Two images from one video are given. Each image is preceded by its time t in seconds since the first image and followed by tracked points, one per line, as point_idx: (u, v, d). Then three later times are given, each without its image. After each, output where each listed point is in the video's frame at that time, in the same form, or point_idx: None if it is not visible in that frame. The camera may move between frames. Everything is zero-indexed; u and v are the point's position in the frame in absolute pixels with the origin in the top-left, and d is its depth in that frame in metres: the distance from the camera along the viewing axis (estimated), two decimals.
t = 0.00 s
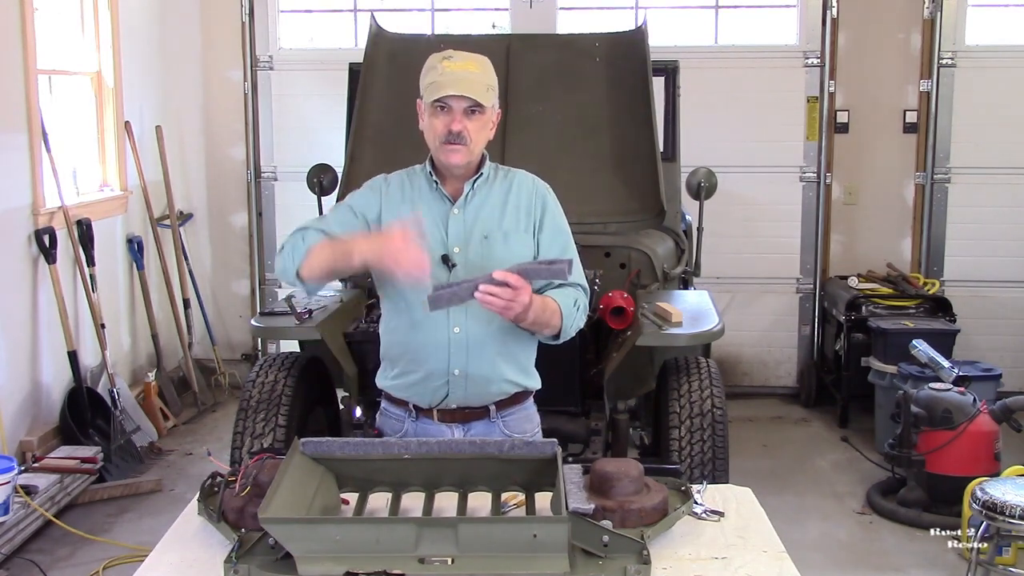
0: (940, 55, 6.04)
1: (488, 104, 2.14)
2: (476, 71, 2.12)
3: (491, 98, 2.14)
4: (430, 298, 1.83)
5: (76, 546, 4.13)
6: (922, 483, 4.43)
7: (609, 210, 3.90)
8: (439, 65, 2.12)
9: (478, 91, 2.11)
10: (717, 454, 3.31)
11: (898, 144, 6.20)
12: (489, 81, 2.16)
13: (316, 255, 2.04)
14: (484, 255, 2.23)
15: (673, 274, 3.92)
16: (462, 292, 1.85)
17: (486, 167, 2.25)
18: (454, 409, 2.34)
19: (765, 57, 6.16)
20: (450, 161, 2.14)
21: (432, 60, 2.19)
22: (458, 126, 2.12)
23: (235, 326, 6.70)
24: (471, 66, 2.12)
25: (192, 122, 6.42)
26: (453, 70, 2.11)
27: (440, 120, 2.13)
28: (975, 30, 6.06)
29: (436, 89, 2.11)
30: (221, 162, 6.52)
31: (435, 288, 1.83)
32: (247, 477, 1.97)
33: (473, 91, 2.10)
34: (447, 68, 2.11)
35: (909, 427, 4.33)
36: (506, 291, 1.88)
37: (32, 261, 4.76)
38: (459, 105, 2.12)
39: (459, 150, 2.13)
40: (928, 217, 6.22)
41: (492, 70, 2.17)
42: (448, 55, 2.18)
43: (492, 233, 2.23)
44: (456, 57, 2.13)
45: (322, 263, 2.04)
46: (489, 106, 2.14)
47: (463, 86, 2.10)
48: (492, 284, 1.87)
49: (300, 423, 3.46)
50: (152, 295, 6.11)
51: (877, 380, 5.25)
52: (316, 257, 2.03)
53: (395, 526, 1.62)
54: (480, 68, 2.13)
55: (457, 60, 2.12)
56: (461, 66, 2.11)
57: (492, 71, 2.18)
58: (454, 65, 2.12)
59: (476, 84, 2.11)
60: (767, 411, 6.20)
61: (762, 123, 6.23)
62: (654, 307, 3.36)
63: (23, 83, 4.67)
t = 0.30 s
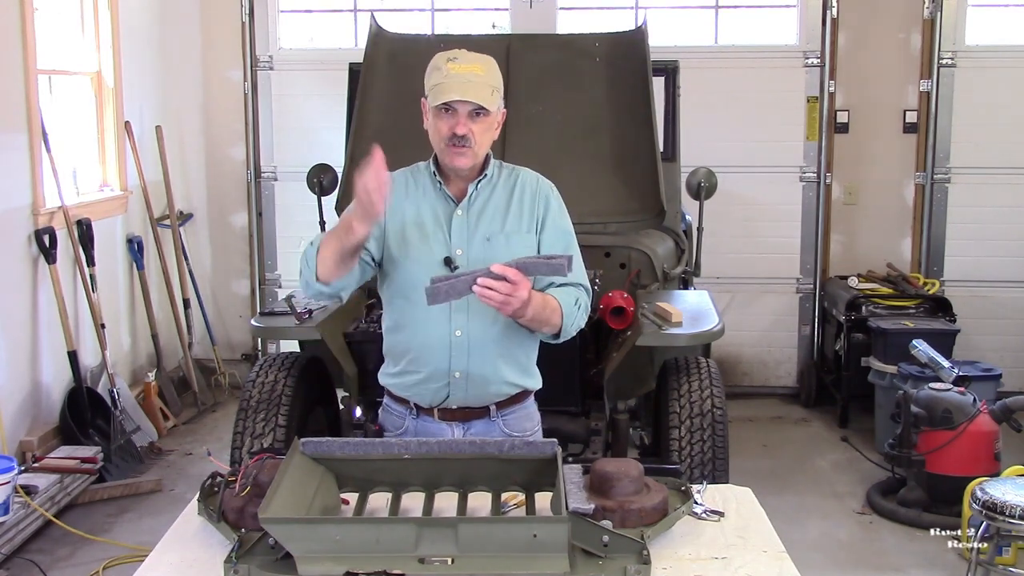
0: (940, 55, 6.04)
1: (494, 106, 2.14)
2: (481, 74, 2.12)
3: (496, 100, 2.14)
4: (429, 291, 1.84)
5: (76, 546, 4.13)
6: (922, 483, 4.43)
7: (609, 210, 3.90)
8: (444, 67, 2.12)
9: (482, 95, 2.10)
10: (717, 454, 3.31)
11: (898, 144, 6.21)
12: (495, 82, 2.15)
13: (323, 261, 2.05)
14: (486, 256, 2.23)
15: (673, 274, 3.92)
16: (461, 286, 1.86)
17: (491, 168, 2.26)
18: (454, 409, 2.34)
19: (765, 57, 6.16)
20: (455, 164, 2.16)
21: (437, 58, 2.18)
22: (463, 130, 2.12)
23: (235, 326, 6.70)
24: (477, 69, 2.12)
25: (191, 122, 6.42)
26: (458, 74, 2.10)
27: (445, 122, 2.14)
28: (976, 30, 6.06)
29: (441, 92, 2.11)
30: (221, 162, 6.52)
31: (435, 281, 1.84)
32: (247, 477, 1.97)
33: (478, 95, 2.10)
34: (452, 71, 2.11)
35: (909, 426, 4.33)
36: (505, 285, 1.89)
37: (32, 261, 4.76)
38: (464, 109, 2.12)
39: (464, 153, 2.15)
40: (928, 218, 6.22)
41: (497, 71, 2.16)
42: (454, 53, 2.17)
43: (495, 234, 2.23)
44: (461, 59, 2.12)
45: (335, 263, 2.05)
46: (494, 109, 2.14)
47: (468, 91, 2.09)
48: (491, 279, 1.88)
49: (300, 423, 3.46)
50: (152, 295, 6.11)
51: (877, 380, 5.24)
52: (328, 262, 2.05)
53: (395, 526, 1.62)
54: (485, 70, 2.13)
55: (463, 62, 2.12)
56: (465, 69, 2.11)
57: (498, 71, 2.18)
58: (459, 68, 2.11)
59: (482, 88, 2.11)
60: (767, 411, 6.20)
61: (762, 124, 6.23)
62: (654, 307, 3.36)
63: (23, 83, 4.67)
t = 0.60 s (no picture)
0: (940, 55, 6.04)
1: (494, 110, 2.14)
2: (482, 77, 2.12)
3: (497, 103, 2.14)
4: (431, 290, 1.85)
5: (75, 546, 4.13)
6: (922, 483, 4.43)
7: (609, 209, 3.89)
8: (445, 70, 2.12)
9: (483, 99, 2.10)
10: (717, 454, 3.31)
11: (898, 144, 6.21)
12: (495, 84, 2.15)
13: (335, 291, 2.08)
14: (488, 258, 2.24)
15: (673, 274, 3.92)
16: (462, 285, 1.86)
17: (491, 170, 2.25)
18: (459, 411, 2.34)
19: (765, 57, 6.16)
20: (455, 169, 2.16)
21: (438, 61, 2.18)
22: (464, 134, 2.12)
23: (235, 326, 6.70)
24: (477, 72, 2.12)
25: (191, 122, 6.42)
26: (460, 77, 2.10)
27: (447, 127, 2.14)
28: (976, 30, 6.06)
29: (442, 96, 2.11)
30: (221, 162, 6.52)
31: (436, 281, 1.86)
32: (247, 477, 1.97)
33: (478, 99, 2.10)
34: (453, 74, 2.11)
35: (909, 427, 4.33)
36: (507, 284, 1.88)
37: (32, 261, 4.76)
38: (465, 112, 2.12)
39: (465, 157, 2.14)
40: (928, 218, 6.22)
41: (498, 74, 2.16)
42: (455, 55, 2.17)
43: (496, 236, 2.24)
44: (462, 62, 2.12)
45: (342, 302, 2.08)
46: (495, 112, 2.14)
47: (469, 95, 2.09)
48: (493, 277, 1.88)
49: (300, 423, 3.46)
50: (152, 295, 6.11)
51: (877, 380, 5.24)
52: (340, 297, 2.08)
53: (395, 526, 1.62)
54: (486, 74, 2.12)
55: (463, 65, 2.12)
56: (466, 73, 2.11)
57: (499, 73, 2.18)
58: (460, 71, 2.11)
59: (482, 92, 2.10)
60: (767, 411, 6.20)
61: (762, 124, 6.23)
62: (654, 307, 3.36)
63: (23, 83, 4.67)
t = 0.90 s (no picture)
0: (940, 55, 6.04)
1: (494, 111, 2.14)
2: (482, 79, 2.12)
3: (497, 105, 2.14)
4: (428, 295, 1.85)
5: (75, 546, 4.13)
6: (922, 483, 4.43)
7: (609, 209, 3.89)
8: (445, 72, 2.12)
9: (482, 101, 2.10)
10: (717, 454, 3.31)
11: (898, 144, 6.21)
12: (495, 86, 2.15)
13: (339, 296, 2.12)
14: (488, 259, 2.24)
15: (673, 274, 3.92)
16: (460, 291, 1.87)
17: (492, 171, 2.25)
18: (457, 411, 2.34)
19: (765, 57, 6.16)
20: (455, 170, 2.16)
21: (437, 62, 2.18)
22: (463, 136, 2.13)
23: (235, 326, 6.70)
24: (477, 73, 2.12)
25: (191, 122, 6.42)
26: (459, 79, 2.10)
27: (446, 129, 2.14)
28: (976, 30, 6.06)
29: (441, 98, 2.11)
30: (221, 162, 6.52)
31: (434, 286, 1.86)
32: (247, 477, 1.97)
33: (478, 101, 2.10)
34: (452, 76, 2.11)
35: (909, 426, 4.33)
36: (505, 290, 1.88)
37: (32, 261, 4.76)
38: (464, 114, 2.12)
39: (464, 159, 2.15)
40: (928, 218, 6.22)
41: (498, 75, 2.16)
42: (454, 56, 2.17)
43: (496, 236, 2.24)
44: (461, 63, 2.12)
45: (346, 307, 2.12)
46: (495, 114, 2.14)
47: (469, 97, 2.09)
48: (491, 283, 1.88)
49: (300, 422, 3.46)
50: (152, 295, 6.11)
51: (877, 380, 5.24)
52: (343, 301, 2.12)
53: (395, 526, 1.62)
54: (486, 75, 2.12)
55: (462, 67, 2.12)
56: (465, 74, 2.11)
57: (499, 74, 2.18)
58: (459, 72, 2.11)
59: (482, 94, 2.10)
60: (767, 411, 6.20)
61: (761, 124, 6.23)
62: (654, 307, 3.35)
63: (23, 83, 4.67)
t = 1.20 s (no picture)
0: (940, 55, 6.04)
1: (491, 108, 2.14)
2: (479, 77, 2.12)
3: (494, 102, 2.14)
4: (435, 299, 1.84)
5: (75, 546, 4.13)
6: (922, 483, 4.43)
7: (609, 210, 3.89)
8: (442, 70, 2.12)
9: (480, 98, 2.10)
10: (716, 454, 3.31)
11: (898, 144, 6.21)
12: (492, 84, 2.15)
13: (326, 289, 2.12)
14: (487, 258, 2.23)
15: (673, 274, 3.92)
16: (467, 293, 1.86)
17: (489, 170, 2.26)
18: (457, 411, 2.34)
19: (765, 57, 6.16)
20: (452, 167, 2.15)
21: (432, 61, 2.18)
22: (462, 133, 2.12)
23: (235, 326, 6.70)
24: (474, 71, 2.12)
25: (191, 122, 6.42)
26: (456, 77, 2.10)
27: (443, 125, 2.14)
28: (976, 30, 6.06)
29: (440, 96, 2.10)
30: (221, 162, 6.52)
31: (441, 290, 1.84)
32: (247, 477, 1.97)
33: (475, 98, 2.10)
34: (449, 74, 2.11)
35: (909, 426, 4.33)
36: (512, 292, 1.88)
37: (32, 261, 4.76)
38: (462, 112, 2.12)
39: (462, 156, 2.14)
40: (928, 218, 6.22)
41: (494, 74, 2.16)
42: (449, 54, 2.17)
43: (494, 235, 2.24)
44: (458, 61, 2.12)
45: (332, 296, 2.12)
46: (493, 111, 2.14)
47: (467, 94, 2.09)
48: (497, 285, 1.88)
49: (300, 422, 3.45)
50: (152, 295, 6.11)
51: (877, 380, 5.24)
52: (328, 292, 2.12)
53: (395, 526, 1.62)
54: (482, 73, 2.13)
55: (459, 65, 2.12)
56: (462, 72, 2.11)
57: (495, 72, 2.18)
58: (456, 70, 2.11)
59: (479, 91, 2.11)
60: (767, 411, 6.20)
61: (761, 123, 6.23)
62: (654, 307, 3.36)
63: (23, 83, 4.67)
